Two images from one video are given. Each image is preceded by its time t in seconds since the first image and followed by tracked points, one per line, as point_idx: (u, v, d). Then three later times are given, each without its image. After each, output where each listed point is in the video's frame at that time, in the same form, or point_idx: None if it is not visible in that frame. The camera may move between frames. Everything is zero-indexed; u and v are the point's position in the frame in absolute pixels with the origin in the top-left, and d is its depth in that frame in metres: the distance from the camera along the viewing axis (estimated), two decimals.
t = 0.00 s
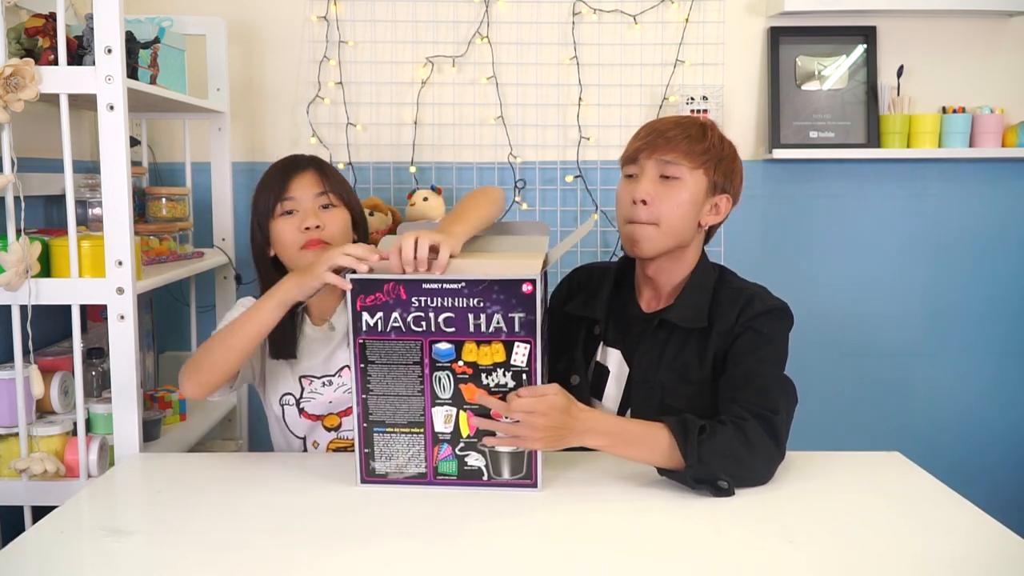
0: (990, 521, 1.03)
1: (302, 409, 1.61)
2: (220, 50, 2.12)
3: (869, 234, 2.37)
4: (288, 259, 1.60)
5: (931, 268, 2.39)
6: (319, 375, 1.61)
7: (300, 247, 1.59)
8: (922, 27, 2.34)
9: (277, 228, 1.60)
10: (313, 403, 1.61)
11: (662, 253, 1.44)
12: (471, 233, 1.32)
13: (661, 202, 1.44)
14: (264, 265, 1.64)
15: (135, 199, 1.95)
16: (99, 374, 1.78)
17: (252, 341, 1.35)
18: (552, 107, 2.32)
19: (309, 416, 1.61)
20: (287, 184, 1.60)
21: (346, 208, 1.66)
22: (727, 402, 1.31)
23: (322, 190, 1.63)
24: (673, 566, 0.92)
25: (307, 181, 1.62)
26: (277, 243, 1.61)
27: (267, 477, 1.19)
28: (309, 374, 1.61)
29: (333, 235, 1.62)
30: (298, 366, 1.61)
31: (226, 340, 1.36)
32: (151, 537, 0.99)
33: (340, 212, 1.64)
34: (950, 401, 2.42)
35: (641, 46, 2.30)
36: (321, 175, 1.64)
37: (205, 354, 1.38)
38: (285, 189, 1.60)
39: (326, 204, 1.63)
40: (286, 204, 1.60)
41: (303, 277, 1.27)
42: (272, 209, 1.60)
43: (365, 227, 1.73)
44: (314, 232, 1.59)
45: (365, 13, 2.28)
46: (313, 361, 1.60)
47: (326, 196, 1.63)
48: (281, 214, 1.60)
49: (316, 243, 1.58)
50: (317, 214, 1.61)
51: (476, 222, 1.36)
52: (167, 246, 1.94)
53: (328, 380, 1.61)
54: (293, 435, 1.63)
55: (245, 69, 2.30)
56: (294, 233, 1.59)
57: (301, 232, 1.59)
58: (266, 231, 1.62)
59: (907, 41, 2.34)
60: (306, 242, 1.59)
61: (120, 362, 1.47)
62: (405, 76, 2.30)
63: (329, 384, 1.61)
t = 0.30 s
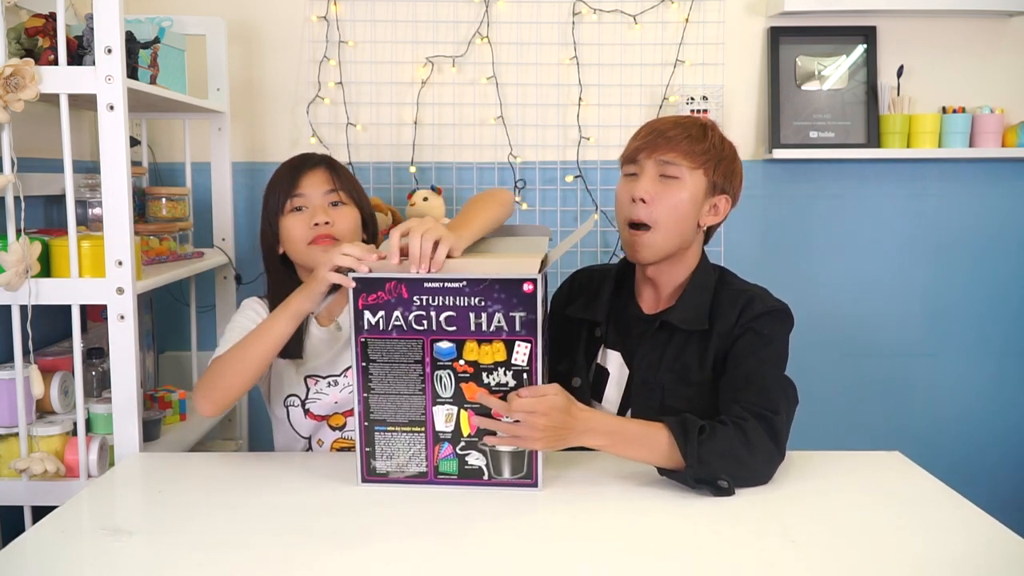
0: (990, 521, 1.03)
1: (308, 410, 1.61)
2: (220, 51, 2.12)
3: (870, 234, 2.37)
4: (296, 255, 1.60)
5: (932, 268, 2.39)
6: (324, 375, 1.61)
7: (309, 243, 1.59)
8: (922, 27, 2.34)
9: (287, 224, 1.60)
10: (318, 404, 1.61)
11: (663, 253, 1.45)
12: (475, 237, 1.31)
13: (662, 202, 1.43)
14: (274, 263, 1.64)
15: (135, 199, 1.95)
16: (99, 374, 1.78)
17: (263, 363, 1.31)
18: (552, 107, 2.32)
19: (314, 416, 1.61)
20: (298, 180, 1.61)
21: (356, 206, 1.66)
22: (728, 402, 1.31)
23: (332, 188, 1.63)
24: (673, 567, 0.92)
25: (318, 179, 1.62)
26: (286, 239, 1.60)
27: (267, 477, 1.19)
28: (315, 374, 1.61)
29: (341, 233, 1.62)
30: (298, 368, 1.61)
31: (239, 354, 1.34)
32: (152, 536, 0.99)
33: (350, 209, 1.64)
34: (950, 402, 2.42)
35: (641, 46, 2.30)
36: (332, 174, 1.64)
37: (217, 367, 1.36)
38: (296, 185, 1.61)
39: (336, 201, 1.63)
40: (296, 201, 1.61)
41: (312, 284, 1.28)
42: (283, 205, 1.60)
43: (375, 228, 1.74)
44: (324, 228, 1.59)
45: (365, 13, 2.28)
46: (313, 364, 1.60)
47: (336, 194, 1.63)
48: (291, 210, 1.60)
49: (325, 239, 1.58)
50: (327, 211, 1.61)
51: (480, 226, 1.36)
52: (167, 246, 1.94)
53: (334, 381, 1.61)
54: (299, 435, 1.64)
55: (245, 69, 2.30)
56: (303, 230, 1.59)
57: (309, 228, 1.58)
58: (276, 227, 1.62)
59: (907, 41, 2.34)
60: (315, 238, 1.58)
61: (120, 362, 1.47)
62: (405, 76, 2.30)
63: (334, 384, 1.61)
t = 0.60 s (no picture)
0: (990, 521, 1.03)
1: (308, 409, 1.61)
2: (220, 51, 2.12)
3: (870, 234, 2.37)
4: (299, 254, 1.60)
5: (931, 268, 2.39)
6: (325, 375, 1.61)
7: (312, 243, 1.59)
8: (922, 27, 2.34)
9: (292, 223, 1.60)
10: (319, 403, 1.61)
11: (666, 253, 1.45)
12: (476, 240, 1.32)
13: (667, 200, 1.43)
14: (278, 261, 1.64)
15: (135, 199, 1.95)
16: (99, 374, 1.78)
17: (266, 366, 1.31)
18: (552, 107, 2.32)
19: (315, 416, 1.61)
20: (304, 180, 1.61)
21: (363, 208, 1.66)
22: (728, 401, 1.32)
23: (338, 188, 1.63)
24: (673, 566, 0.92)
25: (324, 179, 1.62)
26: (290, 238, 1.61)
27: (266, 477, 1.19)
28: (315, 374, 1.61)
29: (346, 234, 1.62)
30: (297, 369, 1.62)
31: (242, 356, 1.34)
32: (152, 536, 0.99)
33: (356, 210, 1.64)
34: (950, 401, 2.42)
35: (641, 46, 2.30)
36: (339, 174, 1.64)
37: (220, 370, 1.37)
38: (302, 184, 1.61)
39: (342, 202, 1.63)
40: (302, 201, 1.61)
41: (314, 288, 1.25)
42: (288, 204, 1.61)
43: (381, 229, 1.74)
44: (328, 229, 1.59)
45: (365, 13, 2.28)
46: (313, 365, 1.61)
47: (342, 195, 1.63)
48: (296, 209, 1.61)
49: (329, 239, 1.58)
50: (332, 212, 1.61)
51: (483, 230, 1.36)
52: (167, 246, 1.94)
53: (335, 381, 1.61)
54: (299, 435, 1.63)
55: (245, 69, 2.30)
56: (308, 229, 1.59)
57: (314, 229, 1.59)
58: (281, 226, 1.62)
59: (907, 41, 2.34)
60: (319, 238, 1.59)
61: (120, 362, 1.47)
62: (404, 76, 2.30)
63: (336, 384, 1.61)
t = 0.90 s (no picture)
0: (992, 522, 1.03)
1: (309, 411, 1.61)
2: (220, 51, 2.12)
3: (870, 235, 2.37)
4: (300, 255, 1.60)
5: (931, 268, 2.39)
6: (326, 376, 1.61)
7: (313, 244, 1.58)
8: (922, 27, 2.34)
9: (293, 224, 1.60)
10: (319, 406, 1.61)
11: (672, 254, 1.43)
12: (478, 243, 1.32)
13: (679, 200, 1.41)
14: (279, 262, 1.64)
15: (135, 199, 1.95)
16: (99, 374, 1.78)
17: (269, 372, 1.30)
18: (552, 107, 2.32)
19: (316, 418, 1.61)
20: (307, 181, 1.60)
21: (364, 211, 1.66)
22: (729, 402, 1.32)
23: (340, 191, 1.63)
24: (673, 567, 0.92)
25: (326, 181, 1.62)
26: (292, 239, 1.60)
27: (266, 477, 1.19)
28: (316, 376, 1.61)
29: (347, 236, 1.62)
30: (297, 373, 1.62)
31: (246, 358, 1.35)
32: (152, 536, 0.99)
33: (358, 212, 1.64)
34: (949, 402, 2.42)
35: (641, 46, 2.30)
36: (341, 176, 1.64)
37: (224, 373, 1.36)
38: (304, 185, 1.60)
39: (344, 204, 1.63)
40: (304, 203, 1.61)
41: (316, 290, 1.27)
42: (291, 205, 1.60)
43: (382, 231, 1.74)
44: (330, 230, 1.59)
45: (365, 13, 2.28)
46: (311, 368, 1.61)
47: (345, 197, 1.63)
48: (298, 211, 1.60)
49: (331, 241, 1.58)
50: (334, 214, 1.61)
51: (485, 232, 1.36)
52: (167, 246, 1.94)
53: (335, 383, 1.61)
54: (300, 436, 1.64)
55: (245, 69, 2.30)
56: (309, 232, 1.58)
57: (316, 231, 1.58)
58: (282, 227, 1.62)
59: (907, 41, 2.34)
60: (320, 240, 1.58)
61: (121, 362, 1.47)
62: (404, 76, 2.30)
63: (336, 386, 1.61)
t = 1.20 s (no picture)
0: (990, 522, 1.03)
1: (307, 422, 1.62)
2: (220, 50, 2.12)
3: (870, 235, 2.37)
4: (298, 254, 1.58)
5: (931, 269, 2.39)
6: (322, 388, 1.61)
7: (312, 243, 1.57)
8: (922, 27, 2.34)
9: (291, 223, 1.59)
10: (317, 417, 1.61)
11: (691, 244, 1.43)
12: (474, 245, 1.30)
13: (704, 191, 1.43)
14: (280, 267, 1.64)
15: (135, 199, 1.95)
16: (99, 374, 1.78)
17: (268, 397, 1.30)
18: (552, 107, 2.32)
19: (313, 429, 1.62)
20: (306, 180, 1.60)
21: (364, 210, 1.65)
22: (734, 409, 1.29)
23: (341, 189, 1.62)
24: (672, 567, 0.92)
25: (327, 180, 1.61)
26: (291, 240, 1.59)
27: (266, 478, 1.19)
28: (312, 387, 1.61)
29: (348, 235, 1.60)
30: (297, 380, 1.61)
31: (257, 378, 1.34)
32: (152, 536, 0.99)
33: (358, 211, 1.62)
34: (949, 402, 2.42)
35: (641, 46, 2.30)
36: (342, 176, 1.63)
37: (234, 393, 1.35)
38: (303, 184, 1.60)
39: (344, 203, 1.61)
40: (304, 202, 1.59)
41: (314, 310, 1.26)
42: (289, 204, 1.59)
43: (382, 232, 1.72)
44: (328, 230, 1.57)
45: (365, 13, 2.28)
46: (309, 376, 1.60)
47: (345, 196, 1.62)
48: (298, 210, 1.59)
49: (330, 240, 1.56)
50: (334, 212, 1.59)
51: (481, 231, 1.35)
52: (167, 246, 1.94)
53: (332, 394, 1.61)
54: (299, 445, 1.64)
55: (245, 68, 2.30)
56: (308, 231, 1.57)
57: (315, 230, 1.57)
58: (281, 227, 1.61)
59: (907, 41, 2.34)
60: (319, 239, 1.57)
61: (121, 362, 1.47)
62: (404, 76, 2.30)
63: (333, 398, 1.61)
